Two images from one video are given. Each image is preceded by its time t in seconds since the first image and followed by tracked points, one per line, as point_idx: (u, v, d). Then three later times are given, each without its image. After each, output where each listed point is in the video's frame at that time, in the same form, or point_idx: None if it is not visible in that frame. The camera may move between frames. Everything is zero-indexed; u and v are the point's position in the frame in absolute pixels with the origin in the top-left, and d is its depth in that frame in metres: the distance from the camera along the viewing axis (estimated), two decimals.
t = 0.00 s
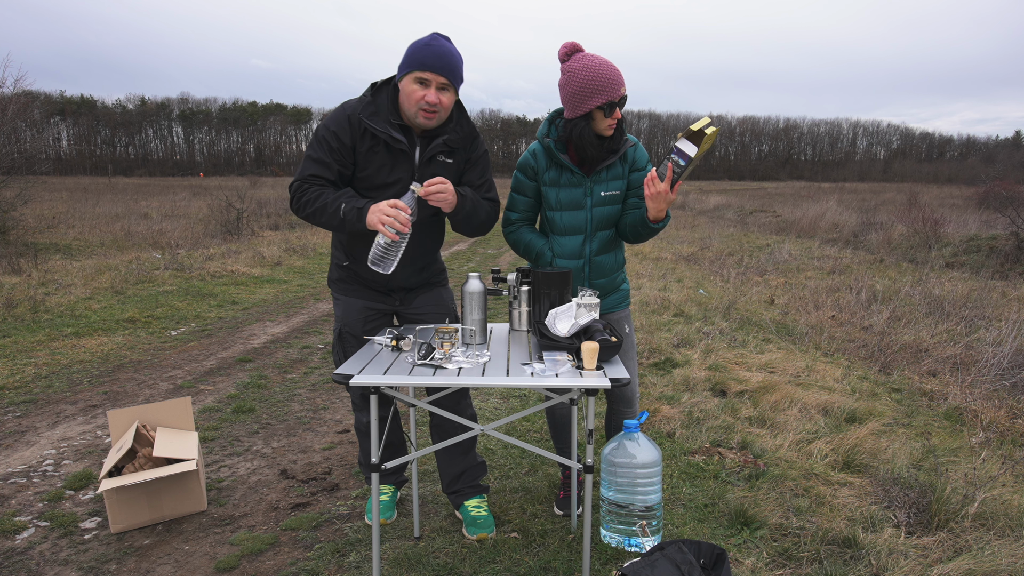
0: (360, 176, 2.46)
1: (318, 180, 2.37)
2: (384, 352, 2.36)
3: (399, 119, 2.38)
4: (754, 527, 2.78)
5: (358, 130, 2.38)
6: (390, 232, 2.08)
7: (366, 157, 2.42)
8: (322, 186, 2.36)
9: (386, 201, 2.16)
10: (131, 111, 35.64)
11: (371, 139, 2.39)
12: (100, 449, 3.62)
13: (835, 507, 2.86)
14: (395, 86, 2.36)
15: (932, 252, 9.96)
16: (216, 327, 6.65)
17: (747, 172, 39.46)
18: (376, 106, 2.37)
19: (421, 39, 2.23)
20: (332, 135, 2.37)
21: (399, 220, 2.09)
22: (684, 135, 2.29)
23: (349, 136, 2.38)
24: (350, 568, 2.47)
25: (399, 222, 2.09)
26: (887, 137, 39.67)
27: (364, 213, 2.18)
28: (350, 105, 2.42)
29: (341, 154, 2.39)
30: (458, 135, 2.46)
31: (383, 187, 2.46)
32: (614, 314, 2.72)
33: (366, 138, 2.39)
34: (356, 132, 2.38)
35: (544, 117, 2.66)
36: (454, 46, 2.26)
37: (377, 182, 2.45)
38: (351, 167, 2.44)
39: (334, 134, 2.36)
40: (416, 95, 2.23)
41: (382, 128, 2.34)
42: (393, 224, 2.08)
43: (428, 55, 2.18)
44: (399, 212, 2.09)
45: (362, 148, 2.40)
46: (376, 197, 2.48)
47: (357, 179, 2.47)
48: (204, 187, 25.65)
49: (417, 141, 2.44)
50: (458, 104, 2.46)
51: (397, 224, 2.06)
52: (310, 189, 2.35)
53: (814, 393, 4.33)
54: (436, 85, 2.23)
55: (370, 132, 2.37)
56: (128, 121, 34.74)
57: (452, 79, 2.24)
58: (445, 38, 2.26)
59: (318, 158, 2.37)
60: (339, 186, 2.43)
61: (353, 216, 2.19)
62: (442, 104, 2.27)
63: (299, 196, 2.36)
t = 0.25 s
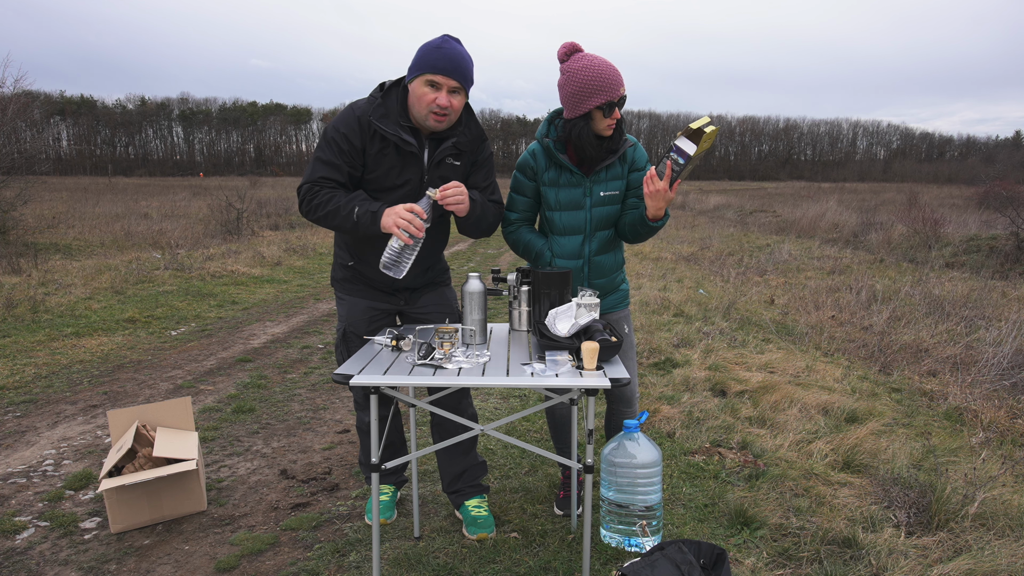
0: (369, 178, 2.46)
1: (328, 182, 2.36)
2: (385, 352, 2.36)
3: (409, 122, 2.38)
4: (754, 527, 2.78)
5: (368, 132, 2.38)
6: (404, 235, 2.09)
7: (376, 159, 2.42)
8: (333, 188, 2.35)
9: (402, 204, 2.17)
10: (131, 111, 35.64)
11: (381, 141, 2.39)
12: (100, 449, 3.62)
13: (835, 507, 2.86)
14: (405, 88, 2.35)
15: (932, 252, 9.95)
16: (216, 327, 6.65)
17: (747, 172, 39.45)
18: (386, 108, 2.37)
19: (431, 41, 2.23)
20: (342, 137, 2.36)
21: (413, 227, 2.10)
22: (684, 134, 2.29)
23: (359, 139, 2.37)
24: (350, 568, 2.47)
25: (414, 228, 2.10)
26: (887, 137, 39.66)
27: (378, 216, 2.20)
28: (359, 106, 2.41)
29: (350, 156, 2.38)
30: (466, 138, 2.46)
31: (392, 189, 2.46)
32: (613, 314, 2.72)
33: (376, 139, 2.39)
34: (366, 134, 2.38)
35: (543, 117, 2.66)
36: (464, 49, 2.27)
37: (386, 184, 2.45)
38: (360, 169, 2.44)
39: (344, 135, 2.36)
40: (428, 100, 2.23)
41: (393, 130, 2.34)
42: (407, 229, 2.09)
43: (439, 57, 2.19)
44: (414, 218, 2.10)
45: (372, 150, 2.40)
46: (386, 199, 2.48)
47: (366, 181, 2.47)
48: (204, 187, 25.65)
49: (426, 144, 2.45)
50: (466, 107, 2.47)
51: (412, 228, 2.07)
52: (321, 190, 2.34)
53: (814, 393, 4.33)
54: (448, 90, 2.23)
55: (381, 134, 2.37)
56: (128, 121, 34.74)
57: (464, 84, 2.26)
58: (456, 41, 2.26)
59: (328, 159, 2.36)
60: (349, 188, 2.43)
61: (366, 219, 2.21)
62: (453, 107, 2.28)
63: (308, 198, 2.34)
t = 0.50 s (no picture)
0: (374, 173, 2.46)
1: (335, 180, 2.35)
2: (385, 352, 2.36)
3: (412, 113, 2.38)
4: (754, 527, 2.78)
5: (371, 127, 2.38)
6: (413, 229, 2.07)
7: (380, 153, 2.42)
8: (341, 185, 2.35)
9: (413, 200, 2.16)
10: (131, 111, 35.65)
11: (384, 134, 2.39)
12: (100, 449, 3.62)
13: (835, 507, 2.86)
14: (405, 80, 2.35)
15: (932, 252, 9.96)
16: (216, 327, 6.65)
17: (748, 172, 39.46)
18: (388, 100, 2.36)
19: (428, 29, 2.21)
20: (345, 133, 2.35)
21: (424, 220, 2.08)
22: (683, 131, 2.30)
23: (362, 133, 2.37)
24: (350, 568, 2.47)
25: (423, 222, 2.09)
26: (887, 137, 39.66)
27: (389, 212, 2.19)
28: (359, 102, 2.40)
29: (355, 152, 2.38)
30: (468, 125, 2.47)
31: (398, 182, 2.46)
32: (612, 314, 2.72)
33: (379, 133, 2.39)
34: (369, 128, 2.37)
35: (543, 117, 2.66)
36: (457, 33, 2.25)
37: (392, 178, 2.45)
38: (365, 164, 2.43)
39: (347, 132, 2.35)
40: (436, 89, 2.23)
41: (397, 122, 2.34)
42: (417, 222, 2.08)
43: (437, 46, 2.17)
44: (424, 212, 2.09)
45: (376, 144, 2.40)
46: (392, 193, 2.48)
47: (372, 176, 2.47)
48: (204, 188, 25.65)
49: (429, 135, 2.45)
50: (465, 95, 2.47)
51: (421, 223, 2.06)
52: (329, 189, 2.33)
53: (814, 393, 4.33)
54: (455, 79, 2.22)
55: (384, 127, 2.37)
56: (128, 121, 34.74)
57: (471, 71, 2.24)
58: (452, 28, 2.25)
59: (333, 157, 2.35)
60: (355, 184, 2.43)
61: (377, 215, 2.20)
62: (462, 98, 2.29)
63: (316, 197, 2.33)
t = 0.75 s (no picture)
0: (375, 167, 2.45)
1: (337, 176, 2.35)
2: (385, 351, 2.36)
3: (409, 104, 2.38)
4: (754, 527, 2.78)
5: (369, 120, 2.38)
6: (415, 221, 2.08)
7: (379, 146, 2.42)
8: (343, 181, 2.34)
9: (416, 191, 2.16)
10: (131, 111, 35.66)
11: (383, 127, 2.40)
12: (100, 449, 3.62)
13: (835, 507, 2.86)
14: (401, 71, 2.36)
15: (932, 252, 9.95)
16: (216, 327, 6.65)
17: (747, 172, 39.46)
18: (384, 92, 2.37)
19: (420, 17, 2.21)
20: (343, 128, 2.35)
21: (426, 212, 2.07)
22: (683, 131, 2.28)
23: (360, 126, 2.37)
24: (350, 568, 2.47)
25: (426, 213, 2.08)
26: (887, 137, 39.66)
27: (394, 204, 2.21)
28: (355, 96, 2.41)
29: (354, 146, 2.38)
30: (463, 113, 2.49)
31: (398, 175, 2.46)
32: (612, 314, 2.72)
33: (378, 126, 2.39)
34: (367, 122, 2.38)
35: (543, 117, 2.66)
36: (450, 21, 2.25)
37: (393, 171, 2.45)
38: (365, 159, 2.43)
39: (346, 126, 2.35)
40: (436, 76, 2.23)
41: (395, 114, 2.35)
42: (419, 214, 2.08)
43: (431, 35, 2.17)
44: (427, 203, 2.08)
45: (375, 138, 2.40)
46: (393, 186, 2.48)
47: (372, 170, 2.46)
48: (204, 188, 25.66)
49: (427, 125, 2.45)
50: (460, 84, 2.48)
51: (423, 214, 2.06)
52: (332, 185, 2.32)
53: (814, 393, 4.33)
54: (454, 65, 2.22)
55: (382, 119, 2.37)
56: (128, 121, 34.74)
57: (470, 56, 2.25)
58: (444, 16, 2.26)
59: (333, 153, 2.34)
60: (357, 179, 2.42)
61: (383, 208, 2.21)
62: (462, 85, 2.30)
63: (320, 195, 2.32)
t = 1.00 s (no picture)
0: (372, 163, 2.45)
1: (335, 172, 2.35)
2: (385, 351, 2.36)
3: (405, 98, 2.39)
4: (754, 527, 2.78)
5: (366, 116, 2.38)
6: (419, 212, 2.09)
7: (377, 141, 2.42)
8: (342, 177, 2.34)
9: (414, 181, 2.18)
10: (132, 111, 35.66)
11: (379, 122, 2.40)
12: (100, 449, 3.62)
13: (835, 507, 2.86)
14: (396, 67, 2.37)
15: (932, 252, 9.95)
16: (216, 327, 6.65)
17: (748, 172, 39.46)
18: (380, 88, 2.37)
19: (413, 11, 2.22)
20: (340, 124, 2.35)
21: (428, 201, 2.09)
22: (681, 130, 2.28)
23: (357, 122, 2.37)
24: (350, 568, 2.47)
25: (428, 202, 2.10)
26: (887, 137, 39.66)
27: (394, 197, 2.22)
28: (352, 93, 2.41)
29: (351, 142, 2.38)
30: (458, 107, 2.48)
31: (396, 170, 2.46)
32: (612, 314, 2.72)
33: (374, 121, 2.39)
34: (364, 118, 2.38)
35: (542, 117, 2.67)
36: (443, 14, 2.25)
37: (391, 166, 2.45)
38: (363, 154, 2.43)
39: (342, 123, 2.35)
40: (431, 69, 2.23)
41: (391, 108, 2.35)
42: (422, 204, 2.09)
43: (424, 28, 2.18)
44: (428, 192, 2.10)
45: (372, 133, 2.40)
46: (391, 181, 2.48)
47: (370, 165, 2.46)
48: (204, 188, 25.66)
49: (422, 119, 2.45)
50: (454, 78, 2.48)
51: (424, 204, 2.08)
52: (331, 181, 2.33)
53: (814, 393, 4.33)
54: (449, 57, 2.23)
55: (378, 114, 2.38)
56: (128, 121, 34.74)
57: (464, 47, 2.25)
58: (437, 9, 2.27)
59: (330, 150, 2.35)
60: (355, 175, 2.42)
61: (383, 202, 2.22)
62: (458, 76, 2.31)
63: (319, 192, 2.32)
